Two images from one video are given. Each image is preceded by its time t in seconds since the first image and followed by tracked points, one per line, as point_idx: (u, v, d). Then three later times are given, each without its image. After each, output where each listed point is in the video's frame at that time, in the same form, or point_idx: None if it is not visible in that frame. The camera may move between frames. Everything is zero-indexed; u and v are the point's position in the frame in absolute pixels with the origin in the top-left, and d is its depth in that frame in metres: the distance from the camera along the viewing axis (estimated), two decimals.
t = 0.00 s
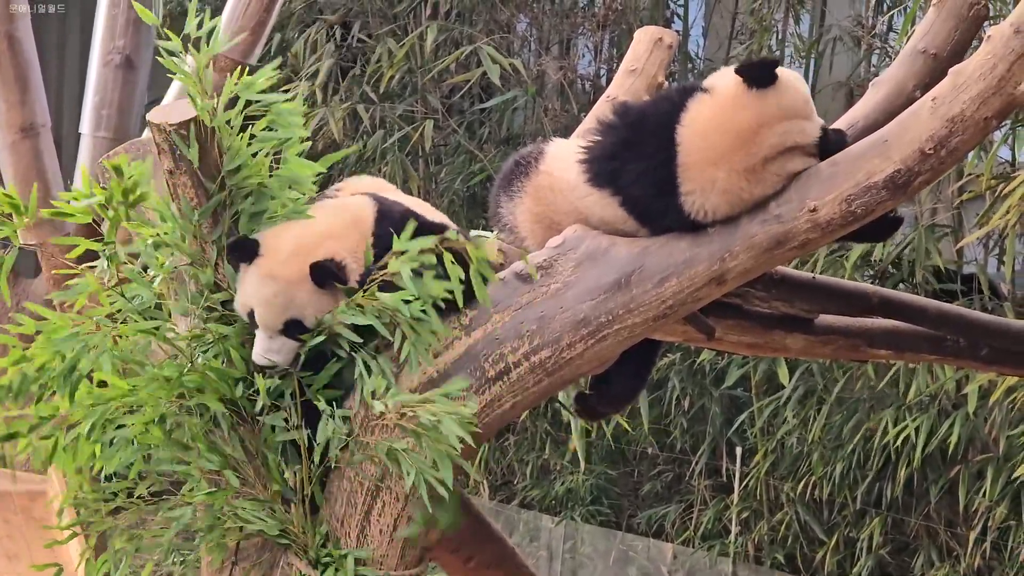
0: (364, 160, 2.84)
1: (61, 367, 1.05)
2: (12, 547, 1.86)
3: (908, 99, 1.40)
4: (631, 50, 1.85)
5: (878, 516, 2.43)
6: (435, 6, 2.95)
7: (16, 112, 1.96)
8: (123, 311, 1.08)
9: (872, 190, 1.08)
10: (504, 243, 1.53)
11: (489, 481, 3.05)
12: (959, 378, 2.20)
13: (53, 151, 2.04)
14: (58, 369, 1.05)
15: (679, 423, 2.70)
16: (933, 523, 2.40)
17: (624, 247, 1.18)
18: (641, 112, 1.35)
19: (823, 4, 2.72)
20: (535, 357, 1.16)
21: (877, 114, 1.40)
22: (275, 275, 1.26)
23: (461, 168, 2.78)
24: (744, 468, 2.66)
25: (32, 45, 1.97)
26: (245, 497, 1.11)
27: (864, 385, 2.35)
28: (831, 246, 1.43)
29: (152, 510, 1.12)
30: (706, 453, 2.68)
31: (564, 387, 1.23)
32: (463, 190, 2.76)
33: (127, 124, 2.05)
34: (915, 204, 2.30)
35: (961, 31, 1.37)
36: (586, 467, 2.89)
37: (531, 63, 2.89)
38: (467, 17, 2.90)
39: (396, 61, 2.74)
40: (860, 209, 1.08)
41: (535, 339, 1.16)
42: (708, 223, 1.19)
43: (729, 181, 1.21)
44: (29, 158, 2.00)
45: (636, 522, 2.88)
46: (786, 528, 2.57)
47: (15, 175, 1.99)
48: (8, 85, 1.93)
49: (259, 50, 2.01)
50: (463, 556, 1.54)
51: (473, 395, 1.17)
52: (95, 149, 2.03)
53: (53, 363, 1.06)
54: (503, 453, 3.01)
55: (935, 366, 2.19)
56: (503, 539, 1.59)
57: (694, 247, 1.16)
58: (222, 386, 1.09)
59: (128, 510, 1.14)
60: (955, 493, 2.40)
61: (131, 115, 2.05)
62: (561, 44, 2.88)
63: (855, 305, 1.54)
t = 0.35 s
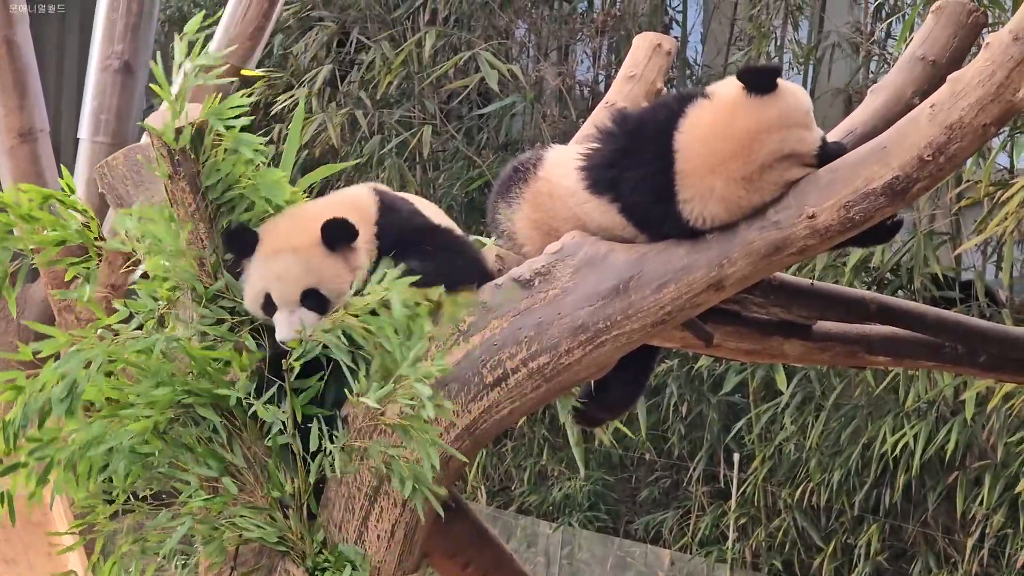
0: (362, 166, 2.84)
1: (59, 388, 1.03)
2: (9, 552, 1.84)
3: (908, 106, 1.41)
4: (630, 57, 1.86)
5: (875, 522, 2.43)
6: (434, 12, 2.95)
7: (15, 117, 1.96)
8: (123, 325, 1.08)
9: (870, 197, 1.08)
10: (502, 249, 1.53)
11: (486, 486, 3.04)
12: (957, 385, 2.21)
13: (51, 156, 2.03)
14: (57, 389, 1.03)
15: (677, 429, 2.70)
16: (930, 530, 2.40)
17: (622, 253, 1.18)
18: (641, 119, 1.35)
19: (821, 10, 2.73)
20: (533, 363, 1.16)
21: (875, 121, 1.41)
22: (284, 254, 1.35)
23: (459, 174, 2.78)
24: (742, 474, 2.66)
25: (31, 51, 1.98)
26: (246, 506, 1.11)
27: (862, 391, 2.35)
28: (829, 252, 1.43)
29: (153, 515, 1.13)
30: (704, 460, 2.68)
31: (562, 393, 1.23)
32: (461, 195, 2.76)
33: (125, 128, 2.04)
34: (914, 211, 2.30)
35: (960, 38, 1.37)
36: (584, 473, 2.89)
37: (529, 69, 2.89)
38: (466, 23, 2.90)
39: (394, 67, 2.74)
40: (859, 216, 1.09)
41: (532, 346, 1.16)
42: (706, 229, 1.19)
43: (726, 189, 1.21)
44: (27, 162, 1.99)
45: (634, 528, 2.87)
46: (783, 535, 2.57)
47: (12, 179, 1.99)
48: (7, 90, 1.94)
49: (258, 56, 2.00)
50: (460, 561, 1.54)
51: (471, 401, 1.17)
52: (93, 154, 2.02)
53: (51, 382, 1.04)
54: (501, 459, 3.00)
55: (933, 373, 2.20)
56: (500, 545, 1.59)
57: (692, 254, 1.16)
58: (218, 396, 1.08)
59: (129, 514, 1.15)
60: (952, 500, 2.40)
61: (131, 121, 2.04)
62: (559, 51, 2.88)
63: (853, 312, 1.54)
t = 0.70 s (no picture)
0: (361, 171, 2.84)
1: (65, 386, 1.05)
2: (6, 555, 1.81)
3: (908, 112, 1.40)
4: (630, 63, 1.86)
5: (875, 528, 2.43)
6: (434, 18, 2.95)
7: (14, 121, 1.96)
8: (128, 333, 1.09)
9: (870, 204, 1.08)
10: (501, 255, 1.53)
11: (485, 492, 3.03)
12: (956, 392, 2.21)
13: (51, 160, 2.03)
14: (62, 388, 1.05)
15: (676, 435, 2.70)
16: (930, 536, 2.40)
17: (622, 259, 1.18)
18: (640, 124, 1.35)
19: (822, 16, 2.74)
20: (532, 369, 1.16)
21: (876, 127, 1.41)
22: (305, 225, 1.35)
23: (459, 179, 2.78)
24: (741, 480, 2.66)
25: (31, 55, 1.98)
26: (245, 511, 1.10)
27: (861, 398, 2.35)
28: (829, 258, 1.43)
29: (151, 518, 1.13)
30: (704, 466, 2.67)
31: (562, 399, 1.23)
32: (461, 200, 2.76)
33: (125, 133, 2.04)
34: (914, 217, 2.30)
35: (960, 44, 1.37)
36: (583, 479, 2.88)
37: (529, 74, 2.89)
38: (466, 28, 2.90)
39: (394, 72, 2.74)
40: (859, 222, 1.09)
41: (531, 351, 1.16)
42: (706, 235, 1.19)
43: (726, 195, 1.21)
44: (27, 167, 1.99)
45: (633, 534, 2.86)
46: (783, 541, 2.56)
47: (12, 184, 1.99)
48: (7, 95, 1.94)
49: (258, 62, 1.99)
50: (458, 567, 1.53)
51: (470, 407, 1.18)
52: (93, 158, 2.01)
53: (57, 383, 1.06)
54: (501, 464, 3.00)
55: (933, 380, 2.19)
56: (499, 550, 1.58)
57: (691, 259, 1.16)
58: (222, 397, 1.09)
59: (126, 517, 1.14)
60: (952, 506, 2.39)
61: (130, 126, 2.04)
62: (559, 56, 2.89)
63: (853, 318, 1.54)
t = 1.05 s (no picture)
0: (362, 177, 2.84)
1: (57, 386, 1.02)
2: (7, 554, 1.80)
3: (908, 119, 1.41)
4: (631, 70, 1.86)
5: (875, 535, 2.42)
6: (436, 24, 2.96)
7: (15, 126, 1.96)
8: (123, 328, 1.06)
9: (871, 211, 1.08)
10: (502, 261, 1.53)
11: (485, 498, 3.02)
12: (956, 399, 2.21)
13: (51, 165, 2.03)
14: (55, 388, 1.02)
15: (677, 442, 2.69)
16: (930, 543, 2.40)
17: (622, 266, 1.18)
18: (641, 130, 1.35)
19: (823, 24, 2.74)
20: (532, 375, 1.16)
21: (876, 134, 1.41)
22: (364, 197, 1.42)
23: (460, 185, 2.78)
24: (741, 487, 2.66)
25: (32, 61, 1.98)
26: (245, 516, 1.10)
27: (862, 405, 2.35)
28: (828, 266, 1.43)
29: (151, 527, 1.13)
30: (704, 472, 2.67)
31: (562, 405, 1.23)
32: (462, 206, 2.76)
33: (125, 138, 2.04)
34: (915, 224, 2.30)
35: (961, 51, 1.37)
36: (583, 485, 2.88)
37: (530, 81, 2.90)
38: (468, 34, 2.90)
39: (396, 78, 2.74)
40: (860, 229, 1.09)
41: (532, 357, 1.16)
42: (707, 240, 1.19)
43: (726, 193, 1.22)
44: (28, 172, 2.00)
45: (633, 540, 2.85)
46: (783, 548, 2.56)
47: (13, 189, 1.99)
48: (8, 100, 1.94)
49: (259, 67, 1.99)
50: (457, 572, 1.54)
51: (471, 412, 1.17)
52: (94, 163, 2.02)
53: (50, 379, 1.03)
54: (501, 470, 2.99)
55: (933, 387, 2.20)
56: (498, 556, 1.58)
57: (692, 266, 1.16)
58: (222, 401, 1.08)
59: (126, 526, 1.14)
60: (952, 513, 2.39)
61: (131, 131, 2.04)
62: (560, 62, 2.89)
63: (853, 325, 1.54)
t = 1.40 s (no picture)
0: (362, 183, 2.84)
1: (69, 383, 1.04)
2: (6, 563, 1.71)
3: (908, 127, 1.41)
4: (631, 77, 1.87)
5: (874, 543, 2.42)
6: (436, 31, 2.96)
7: (15, 133, 1.96)
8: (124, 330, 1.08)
9: (871, 218, 1.08)
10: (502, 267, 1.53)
11: (484, 505, 3.02)
12: (955, 407, 2.21)
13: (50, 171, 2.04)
14: (64, 386, 1.04)
15: (676, 449, 2.69)
16: (929, 551, 2.40)
17: (623, 272, 1.18)
18: (642, 137, 1.35)
19: (823, 31, 2.75)
20: (532, 382, 1.17)
21: (877, 141, 1.41)
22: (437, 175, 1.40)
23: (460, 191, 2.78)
24: (740, 495, 2.65)
25: (31, 67, 1.99)
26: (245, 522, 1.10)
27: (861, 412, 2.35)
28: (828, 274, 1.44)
29: (150, 530, 1.14)
30: (703, 480, 2.67)
31: (562, 412, 1.23)
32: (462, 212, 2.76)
33: (125, 144, 2.04)
34: (915, 231, 2.30)
35: (961, 58, 1.38)
36: (582, 492, 2.87)
37: (530, 88, 2.90)
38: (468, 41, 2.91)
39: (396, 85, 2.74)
40: (860, 236, 1.09)
41: (532, 364, 1.17)
42: (706, 249, 1.20)
43: (726, 203, 1.22)
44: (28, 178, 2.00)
45: (632, 548, 2.85)
46: (782, 555, 2.55)
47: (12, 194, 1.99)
48: (8, 106, 1.94)
49: (259, 73, 1.99)
50: None
51: (471, 420, 1.18)
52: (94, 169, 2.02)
53: (59, 378, 1.05)
54: (500, 477, 2.99)
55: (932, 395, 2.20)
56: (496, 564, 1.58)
57: (691, 273, 1.16)
58: (222, 408, 1.08)
59: (124, 529, 1.15)
60: (951, 521, 2.39)
61: (130, 138, 2.05)
62: (560, 69, 2.89)
63: (854, 333, 1.54)
